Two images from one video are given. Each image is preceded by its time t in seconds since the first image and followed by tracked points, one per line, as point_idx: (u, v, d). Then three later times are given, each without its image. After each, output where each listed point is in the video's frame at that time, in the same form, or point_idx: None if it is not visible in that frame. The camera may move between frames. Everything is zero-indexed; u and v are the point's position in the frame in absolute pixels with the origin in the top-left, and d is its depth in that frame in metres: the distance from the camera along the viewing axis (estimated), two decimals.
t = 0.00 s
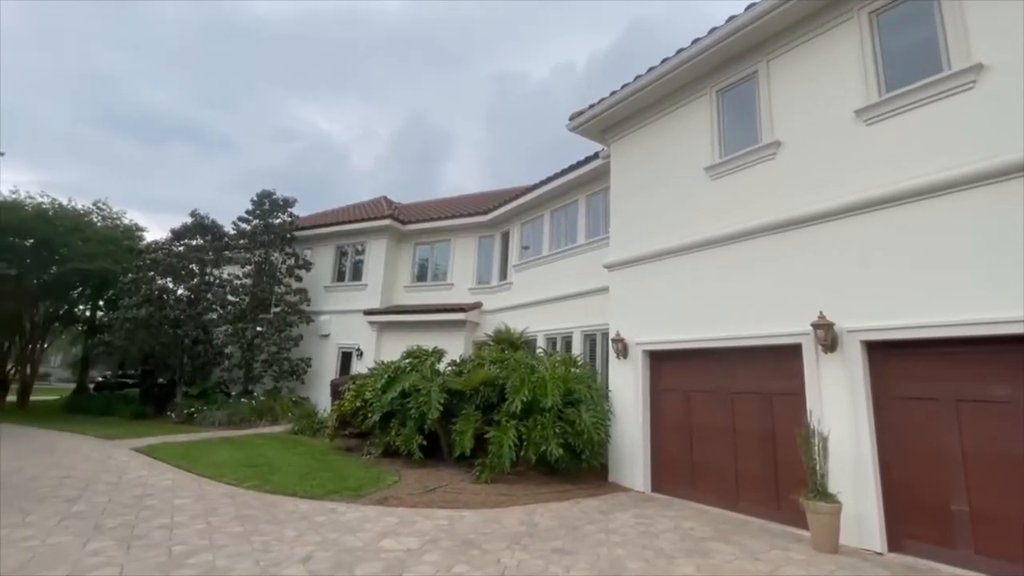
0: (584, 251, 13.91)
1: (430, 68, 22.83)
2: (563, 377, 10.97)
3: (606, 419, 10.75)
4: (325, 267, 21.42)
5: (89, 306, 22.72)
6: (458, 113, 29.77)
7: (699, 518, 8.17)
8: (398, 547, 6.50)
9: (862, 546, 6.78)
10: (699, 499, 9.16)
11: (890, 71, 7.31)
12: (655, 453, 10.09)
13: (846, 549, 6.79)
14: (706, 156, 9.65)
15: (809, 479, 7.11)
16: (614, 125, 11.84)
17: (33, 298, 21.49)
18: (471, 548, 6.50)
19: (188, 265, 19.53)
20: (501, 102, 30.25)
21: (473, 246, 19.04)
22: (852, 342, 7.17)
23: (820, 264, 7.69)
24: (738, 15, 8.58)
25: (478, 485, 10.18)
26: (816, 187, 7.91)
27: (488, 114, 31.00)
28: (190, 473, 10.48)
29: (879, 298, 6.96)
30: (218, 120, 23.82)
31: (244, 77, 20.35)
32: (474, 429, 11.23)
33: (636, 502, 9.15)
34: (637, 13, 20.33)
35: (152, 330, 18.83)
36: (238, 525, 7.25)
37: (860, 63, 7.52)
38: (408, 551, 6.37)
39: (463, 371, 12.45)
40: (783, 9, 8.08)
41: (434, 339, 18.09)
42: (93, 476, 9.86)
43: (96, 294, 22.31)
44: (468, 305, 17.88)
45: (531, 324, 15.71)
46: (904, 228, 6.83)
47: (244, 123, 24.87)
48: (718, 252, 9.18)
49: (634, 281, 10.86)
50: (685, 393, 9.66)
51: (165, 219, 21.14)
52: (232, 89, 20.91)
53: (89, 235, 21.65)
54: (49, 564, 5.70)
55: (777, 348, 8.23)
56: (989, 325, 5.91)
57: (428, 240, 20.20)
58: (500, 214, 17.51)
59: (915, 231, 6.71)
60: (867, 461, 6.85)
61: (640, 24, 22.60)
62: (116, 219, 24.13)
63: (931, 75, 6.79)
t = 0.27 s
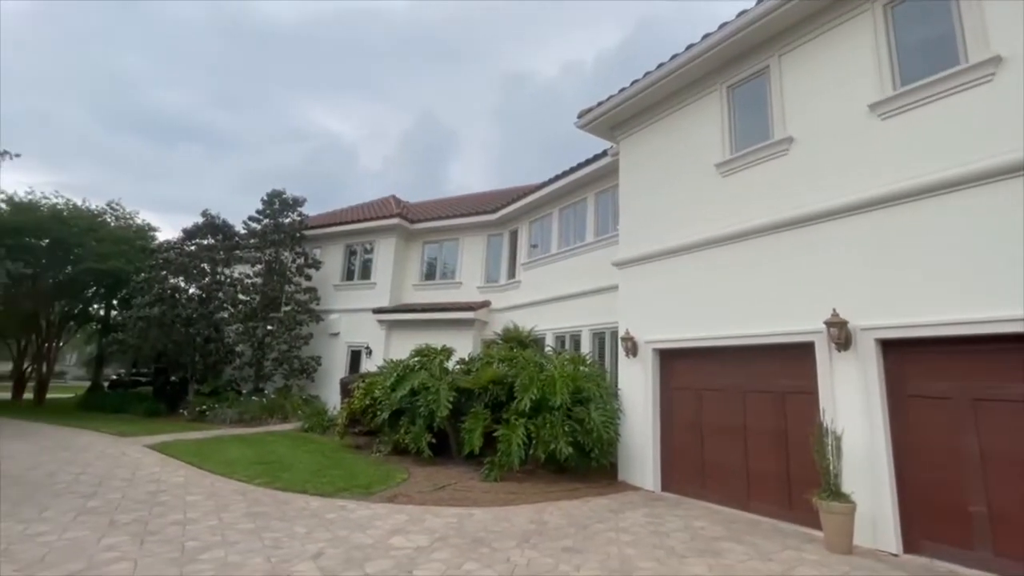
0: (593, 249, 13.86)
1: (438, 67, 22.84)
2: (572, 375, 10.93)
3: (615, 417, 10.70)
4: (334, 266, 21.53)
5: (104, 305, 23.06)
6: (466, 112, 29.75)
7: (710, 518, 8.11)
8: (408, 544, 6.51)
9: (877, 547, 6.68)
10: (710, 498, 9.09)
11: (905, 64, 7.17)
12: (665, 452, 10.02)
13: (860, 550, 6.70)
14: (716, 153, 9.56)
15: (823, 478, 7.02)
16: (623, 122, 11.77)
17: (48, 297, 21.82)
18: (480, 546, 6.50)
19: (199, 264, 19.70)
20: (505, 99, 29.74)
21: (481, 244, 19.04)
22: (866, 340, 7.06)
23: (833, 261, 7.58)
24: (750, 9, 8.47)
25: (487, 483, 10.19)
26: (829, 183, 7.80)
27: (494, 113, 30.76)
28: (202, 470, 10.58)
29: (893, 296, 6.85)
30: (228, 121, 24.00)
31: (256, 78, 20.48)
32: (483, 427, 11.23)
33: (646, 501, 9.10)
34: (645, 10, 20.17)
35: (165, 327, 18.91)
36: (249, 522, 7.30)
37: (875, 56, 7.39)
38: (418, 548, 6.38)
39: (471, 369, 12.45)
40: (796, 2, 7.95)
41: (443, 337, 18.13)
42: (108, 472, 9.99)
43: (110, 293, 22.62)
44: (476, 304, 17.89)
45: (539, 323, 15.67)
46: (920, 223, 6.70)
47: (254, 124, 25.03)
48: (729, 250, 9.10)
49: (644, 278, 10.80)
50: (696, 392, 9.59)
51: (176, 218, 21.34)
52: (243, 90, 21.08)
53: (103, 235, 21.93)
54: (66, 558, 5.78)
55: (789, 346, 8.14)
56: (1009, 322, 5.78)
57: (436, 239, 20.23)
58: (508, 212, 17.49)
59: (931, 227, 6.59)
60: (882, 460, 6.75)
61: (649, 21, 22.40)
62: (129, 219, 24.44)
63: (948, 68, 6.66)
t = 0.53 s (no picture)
0: (598, 248, 13.82)
1: (441, 66, 22.81)
2: (577, 375, 10.89)
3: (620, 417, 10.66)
4: (339, 265, 21.58)
5: (110, 304, 23.20)
6: (470, 112, 29.73)
7: (715, 518, 8.06)
8: (412, 543, 6.50)
9: (884, 548, 6.63)
10: (715, 498, 9.04)
11: (914, 61, 7.10)
12: (670, 451, 9.98)
13: (867, 551, 6.65)
14: (722, 151, 9.51)
15: (829, 479, 6.97)
16: (628, 121, 11.72)
17: (56, 296, 21.98)
18: (485, 546, 6.49)
19: (204, 263, 19.76)
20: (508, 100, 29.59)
21: (486, 244, 19.03)
22: (874, 339, 7.00)
23: (840, 260, 7.52)
24: (756, 7, 8.41)
25: (491, 483, 10.18)
26: (836, 181, 7.74)
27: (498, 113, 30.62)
28: (208, 468, 10.62)
29: (902, 295, 6.79)
30: (232, 121, 24.09)
31: (261, 78, 20.53)
32: (487, 427, 11.21)
33: (651, 501, 9.06)
34: (650, 9, 20.08)
35: (170, 327, 18.97)
36: (254, 520, 7.31)
37: (883, 53, 7.32)
38: (422, 547, 6.37)
39: (476, 368, 12.44)
40: None
41: (447, 337, 18.14)
42: (113, 470, 10.04)
43: (116, 292, 22.76)
44: (480, 303, 17.87)
45: (544, 322, 15.64)
46: (929, 222, 6.63)
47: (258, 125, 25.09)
48: (735, 248, 9.05)
49: (649, 277, 10.76)
50: (701, 392, 9.54)
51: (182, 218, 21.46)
52: (247, 89, 21.17)
53: (110, 234, 22.01)
54: (73, 555, 5.81)
55: (796, 346, 8.08)
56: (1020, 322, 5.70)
57: (440, 238, 20.23)
58: (513, 212, 17.47)
59: (942, 224, 6.51)
60: (890, 461, 6.70)
61: (653, 21, 22.31)
62: (135, 219, 24.58)
63: (958, 65, 6.58)
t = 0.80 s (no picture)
0: (599, 248, 13.81)
1: (442, 66, 22.78)
2: (577, 375, 10.89)
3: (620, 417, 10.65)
4: (339, 265, 21.57)
5: (111, 303, 23.20)
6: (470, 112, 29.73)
7: (716, 519, 8.06)
8: (413, 543, 6.50)
9: (885, 549, 6.62)
10: (715, 499, 9.04)
11: (916, 62, 7.09)
12: (670, 452, 9.97)
13: (868, 552, 6.64)
14: (723, 152, 9.51)
15: (830, 480, 6.96)
16: (629, 121, 11.72)
17: (57, 295, 21.99)
18: (485, 546, 6.48)
19: (205, 263, 19.77)
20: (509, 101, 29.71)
21: (486, 244, 19.03)
22: (875, 340, 7.00)
23: (841, 260, 7.51)
24: (757, 8, 8.41)
25: (491, 483, 10.17)
26: (837, 181, 7.73)
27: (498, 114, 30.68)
28: (208, 467, 10.62)
29: (902, 296, 6.79)
30: (233, 121, 24.09)
31: (261, 77, 20.52)
32: (487, 426, 11.20)
33: (652, 502, 9.06)
34: (650, 9, 20.08)
35: (171, 326, 19.05)
36: (255, 519, 7.31)
37: (885, 54, 7.32)
38: (422, 547, 6.37)
39: (476, 368, 12.43)
40: None
41: (447, 336, 18.13)
42: (114, 469, 10.04)
43: (117, 291, 22.75)
44: (480, 303, 17.86)
45: (544, 322, 15.64)
46: (930, 223, 6.62)
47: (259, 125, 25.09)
48: (736, 249, 9.04)
49: (649, 278, 10.76)
50: (702, 392, 9.54)
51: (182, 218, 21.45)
52: (248, 88, 21.16)
53: (110, 233, 21.99)
54: (73, 554, 5.81)
55: (796, 347, 8.08)
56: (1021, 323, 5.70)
57: (441, 238, 20.23)
58: (513, 212, 17.46)
59: (943, 225, 6.50)
60: (891, 462, 6.69)
61: (654, 21, 22.25)
62: (136, 218, 24.59)
63: (960, 65, 6.57)
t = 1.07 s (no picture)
0: (596, 249, 13.83)
1: (441, 66, 22.77)
2: (574, 376, 10.90)
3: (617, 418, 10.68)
4: (337, 264, 21.53)
5: (106, 302, 23.10)
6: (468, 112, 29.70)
7: (712, 520, 8.08)
8: (409, 543, 6.50)
9: (880, 550, 6.66)
10: (711, 500, 9.06)
11: (912, 65, 7.14)
12: (666, 453, 9.99)
13: (863, 553, 6.67)
14: (721, 154, 9.54)
15: (825, 481, 6.98)
16: (627, 123, 11.74)
17: (52, 294, 21.88)
18: (481, 547, 6.48)
19: (201, 262, 19.70)
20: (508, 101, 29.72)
21: (484, 244, 19.02)
22: (870, 342, 7.04)
23: (837, 263, 7.55)
24: (755, 10, 8.45)
25: (488, 483, 10.18)
26: (835, 183, 7.75)
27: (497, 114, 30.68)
28: (204, 467, 10.59)
29: (898, 298, 6.82)
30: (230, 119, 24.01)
31: (259, 75, 20.46)
32: (484, 427, 11.21)
33: (648, 502, 9.08)
34: (649, 10, 20.11)
35: (167, 326, 18.94)
36: (250, 519, 7.30)
37: (881, 58, 7.36)
38: (419, 547, 6.37)
39: (473, 369, 12.43)
40: (801, 3, 7.93)
41: (444, 336, 18.12)
42: (109, 469, 10.00)
43: (112, 290, 22.67)
44: (478, 303, 17.86)
45: (541, 323, 15.64)
46: (926, 226, 6.66)
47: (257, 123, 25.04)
48: (733, 251, 9.07)
49: (647, 279, 10.78)
50: (698, 393, 9.56)
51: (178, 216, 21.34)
52: (245, 87, 21.08)
53: (106, 232, 21.89)
54: (67, 554, 5.78)
55: (792, 349, 8.11)
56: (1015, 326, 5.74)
57: (438, 238, 20.21)
58: (511, 212, 17.46)
59: (938, 228, 6.54)
60: (886, 463, 6.72)
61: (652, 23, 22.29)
62: (132, 216, 24.50)
63: (957, 69, 6.61)
